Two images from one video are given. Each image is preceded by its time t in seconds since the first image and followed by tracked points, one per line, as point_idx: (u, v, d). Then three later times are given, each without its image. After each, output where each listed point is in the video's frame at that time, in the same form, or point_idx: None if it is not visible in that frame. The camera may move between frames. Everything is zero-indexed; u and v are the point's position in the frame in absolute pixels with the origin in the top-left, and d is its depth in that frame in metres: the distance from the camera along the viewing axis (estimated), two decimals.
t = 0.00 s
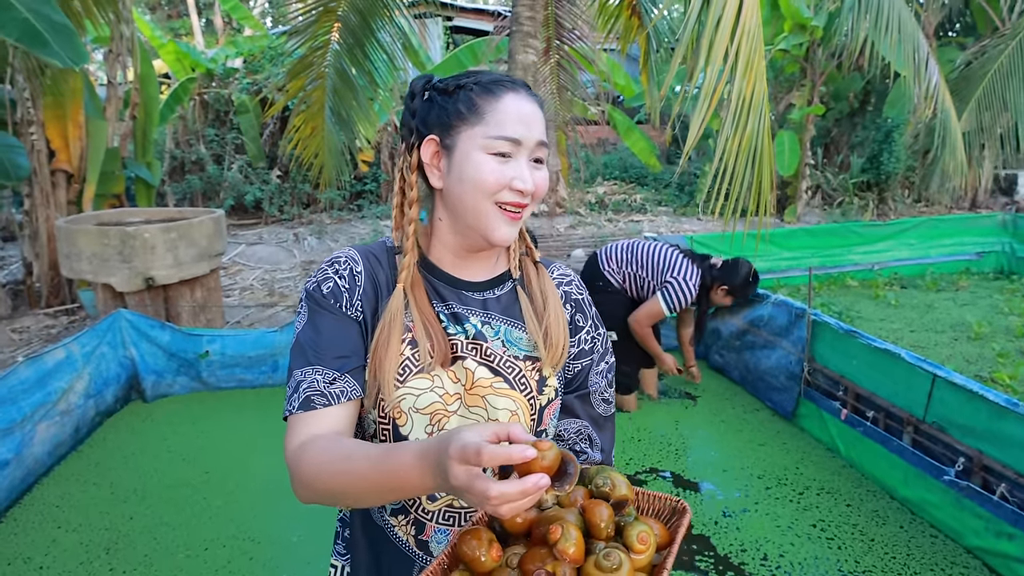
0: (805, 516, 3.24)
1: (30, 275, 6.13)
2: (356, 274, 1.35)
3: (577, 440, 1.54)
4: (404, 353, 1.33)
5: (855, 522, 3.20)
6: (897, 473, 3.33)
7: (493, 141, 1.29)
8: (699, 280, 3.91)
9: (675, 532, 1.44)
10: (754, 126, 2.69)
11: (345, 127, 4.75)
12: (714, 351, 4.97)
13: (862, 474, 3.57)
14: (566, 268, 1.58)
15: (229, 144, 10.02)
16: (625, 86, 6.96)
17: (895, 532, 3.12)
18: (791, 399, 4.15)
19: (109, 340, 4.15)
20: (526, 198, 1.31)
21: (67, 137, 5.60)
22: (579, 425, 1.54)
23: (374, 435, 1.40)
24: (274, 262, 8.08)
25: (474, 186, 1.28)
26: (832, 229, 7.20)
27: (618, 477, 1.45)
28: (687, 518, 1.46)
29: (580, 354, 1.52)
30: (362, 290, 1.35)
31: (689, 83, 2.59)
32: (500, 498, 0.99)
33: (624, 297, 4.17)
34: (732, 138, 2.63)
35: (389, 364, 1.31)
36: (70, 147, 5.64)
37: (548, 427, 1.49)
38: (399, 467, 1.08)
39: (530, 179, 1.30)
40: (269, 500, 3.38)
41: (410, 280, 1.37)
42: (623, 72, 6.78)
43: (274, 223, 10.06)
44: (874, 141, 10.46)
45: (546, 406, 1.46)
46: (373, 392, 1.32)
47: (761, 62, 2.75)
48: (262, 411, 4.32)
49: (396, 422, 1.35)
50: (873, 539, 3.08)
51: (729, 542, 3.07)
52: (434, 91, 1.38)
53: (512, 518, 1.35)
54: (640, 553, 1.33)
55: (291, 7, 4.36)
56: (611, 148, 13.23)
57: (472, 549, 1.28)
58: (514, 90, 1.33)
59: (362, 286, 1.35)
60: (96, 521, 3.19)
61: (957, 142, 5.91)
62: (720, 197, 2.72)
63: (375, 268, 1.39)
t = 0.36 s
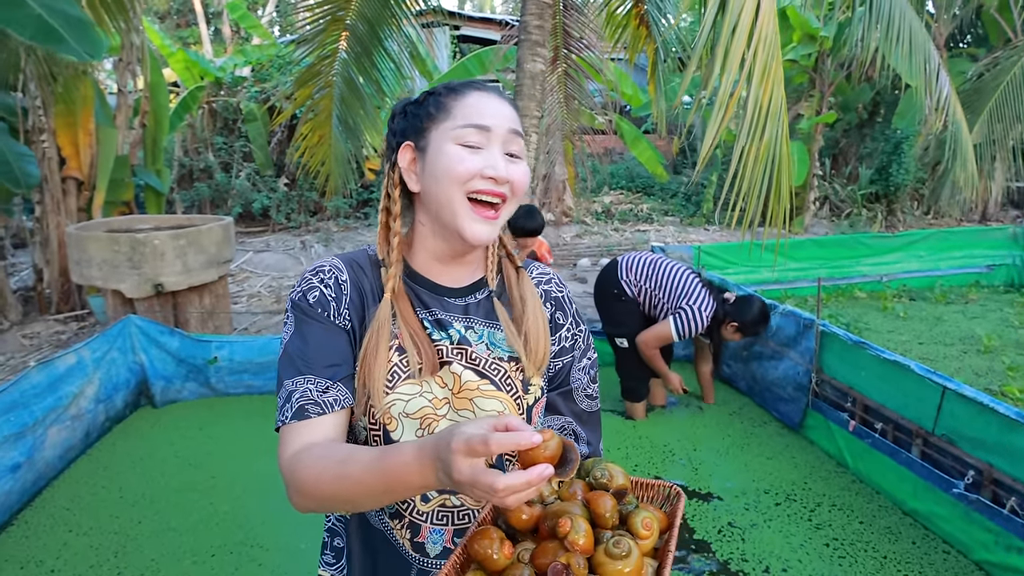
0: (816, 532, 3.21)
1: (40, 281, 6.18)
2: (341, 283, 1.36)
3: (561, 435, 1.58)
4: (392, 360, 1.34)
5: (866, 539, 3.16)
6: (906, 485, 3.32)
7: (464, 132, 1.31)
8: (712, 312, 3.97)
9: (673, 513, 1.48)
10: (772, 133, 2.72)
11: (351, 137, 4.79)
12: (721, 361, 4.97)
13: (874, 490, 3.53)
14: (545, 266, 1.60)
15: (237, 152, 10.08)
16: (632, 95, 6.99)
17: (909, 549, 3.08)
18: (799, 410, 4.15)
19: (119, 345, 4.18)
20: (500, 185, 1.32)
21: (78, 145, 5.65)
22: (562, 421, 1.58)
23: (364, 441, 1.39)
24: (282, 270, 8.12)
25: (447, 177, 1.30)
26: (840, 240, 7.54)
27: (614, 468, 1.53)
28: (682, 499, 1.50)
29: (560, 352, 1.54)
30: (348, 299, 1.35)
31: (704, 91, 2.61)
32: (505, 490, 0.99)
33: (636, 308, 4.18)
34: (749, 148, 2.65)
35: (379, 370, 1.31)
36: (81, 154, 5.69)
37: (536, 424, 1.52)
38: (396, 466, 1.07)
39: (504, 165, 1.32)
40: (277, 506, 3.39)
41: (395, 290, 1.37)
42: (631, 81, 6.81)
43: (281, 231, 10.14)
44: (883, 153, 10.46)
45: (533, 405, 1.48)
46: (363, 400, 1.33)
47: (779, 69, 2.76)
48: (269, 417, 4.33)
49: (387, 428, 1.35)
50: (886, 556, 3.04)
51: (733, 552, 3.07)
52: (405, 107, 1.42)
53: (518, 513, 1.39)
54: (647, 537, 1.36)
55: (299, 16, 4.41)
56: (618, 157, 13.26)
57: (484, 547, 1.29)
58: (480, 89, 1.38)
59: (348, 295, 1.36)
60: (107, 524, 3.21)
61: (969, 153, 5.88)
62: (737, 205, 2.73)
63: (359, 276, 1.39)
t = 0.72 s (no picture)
0: (825, 536, 3.18)
1: (51, 282, 6.23)
2: (335, 288, 1.36)
3: (558, 428, 1.57)
4: (388, 360, 1.35)
5: (878, 544, 3.12)
6: (916, 488, 3.30)
7: (424, 142, 1.32)
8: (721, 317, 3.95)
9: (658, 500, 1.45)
10: (793, 133, 2.73)
11: (359, 138, 4.78)
12: (729, 363, 4.97)
13: (887, 495, 3.49)
14: (538, 262, 1.55)
15: (246, 154, 10.13)
16: (640, 98, 7.00)
17: (922, 557, 3.03)
18: (808, 412, 4.15)
19: (130, 345, 4.21)
20: (460, 193, 1.32)
21: (89, 147, 5.69)
22: (559, 416, 1.56)
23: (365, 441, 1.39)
24: (290, 271, 8.16)
25: (409, 188, 1.32)
26: (852, 243, 7.53)
27: (603, 457, 1.48)
28: (668, 485, 1.47)
29: (554, 346, 1.50)
30: (343, 303, 1.36)
31: (726, 91, 2.64)
32: (476, 488, 1.01)
33: (645, 310, 4.18)
34: (771, 147, 2.67)
35: (374, 369, 1.33)
36: (91, 156, 5.74)
37: (532, 420, 1.51)
38: (385, 462, 1.08)
39: (463, 174, 1.31)
40: (285, 505, 3.41)
41: (385, 291, 1.39)
42: (639, 83, 6.82)
43: (289, 232, 10.17)
44: (892, 155, 10.41)
45: (529, 400, 1.48)
46: (361, 400, 1.34)
47: (799, 68, 2.78)
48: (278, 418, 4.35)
49: (386, 426, 1.35)
50: (898, 564, 2.99)
51: (740, 554, 3.06)
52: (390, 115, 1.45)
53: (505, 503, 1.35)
54: (630, 525, 1.34)
55: (306, 17, 4.41)
56: (625, 160, 13.25)
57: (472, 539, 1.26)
58: (449, 92, 1.37)
59: (343, 300, 1.36)
60: (119, 523, 3.23)
61: (979, 154, 5.84)
62: (758, 203, 2.73)
63: (354, 281, 1.39)
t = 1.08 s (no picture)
0: (837, 540, 3.15)
1: (56, 281, 6.24)
2: (350, 278, 1.38)
3: (567, 429, 1.58)
4: (400, 353, 1.35)
5: (891, 549, 3.09)
6: (923, 489, 3.30)
7: (425, 137, 1.33)
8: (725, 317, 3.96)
9: (653, 516, 1.43)
10: (808, 131, 2.72)
11: (362, 139, 4.80)
12: (734, 363, 4.96)
13: (896, 498, 3.47)
14: (552, 263, 1.55)
15: (250, 153, 10.15)
16: (643, 97, 6.99)
17: (934, 561, 2.99)
18: (813, 413, 4.14)
19: (135, 343, 4.22)
20: (464, 187, 1.32)
21: (94, 146, 5.70)
22: (568, 417, 1.56)
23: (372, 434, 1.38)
24: (294, 270, 8.17)
25: (414, 185, 1.33)
26: (855, 243, 7.64)
27: (603, 467, 1.48)
28: (665, 501, 1.45)
29: (567, 347, 1.50)
30: (356, 293, 1.37)
31: (739, 91, 2.63)
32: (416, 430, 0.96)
33: (650, 309, 4.19)
34: (785, 147, 2.66)
35: (385, 360, 1.32)
36: (96, 155, 5.75)
37: (539, 418, 1.51)
38: (369, 429, 1.07)
39: (466, 167, 1.31)
40: (291, 503, 3.42)
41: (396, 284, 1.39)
42: (642, 83, 6.82)
43: (293, 232, 10.19)
44: (897, 155, 10.37)
45: (537, 399, 1.47)
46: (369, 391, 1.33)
47: (815, 66, 2.78)
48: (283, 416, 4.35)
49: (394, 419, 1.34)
50: (912, 569, 2.96)
51: (747, 556, 3.04)
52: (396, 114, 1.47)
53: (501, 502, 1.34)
54: (621, 540, 1.32)
55: (310, 17, 4.41)
56: (629, 160, 13.25)
57: (464, 535, 1.26)
58: (449, 87, 1.38)
59: (356, 290, 1.38)
60: (125, 521, 3.24)
61: (986, 154, 5.81)
62: (773, 201, 2.74)
63: (368, 272, 1.40)
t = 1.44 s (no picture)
0: (845, 542, 3.13)
1: (59, 277, 6.25)
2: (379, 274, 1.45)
3: (595, 436, 1.58)
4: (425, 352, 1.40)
5: (898, 550, 3.07)
6: (927, 488, 3.30)
7: (456, 129, 1.38)
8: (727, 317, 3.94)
9: (686, 527, 1.38)
10: (813, 132, 2.71)
11: (365, 135, 4.82)
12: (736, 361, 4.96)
13: (904, 498, 3.44)
14: (582, 264, 1.60)
15: (252, 150, 10.14)
16: (646, 95, 6.99)
17: (941, 564, 2.97)
18: (817, 411, 4.14)
19: (139, 340, 4.23)
20: (491, 178, 1.35)
21: (97, 142, 5.71)
22: (596, 423, 1.57)
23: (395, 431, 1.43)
24: (296, 267, 8.17)
25: (443, 175, 1.37)
26: (859, 241, 7.63)
27: (632, 475, 1.42)
28: (698, 514, 1.40)
29: (596, 351, 1.54)
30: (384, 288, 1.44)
31: (743, 91, 2.62)
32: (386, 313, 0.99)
33: (653, 306, 4.20)
34: (790, 147, 2.65)
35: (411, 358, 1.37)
36: (99, 152, 5.76)
37: (567, 424, 1.52)
38: (365, 392, 1.12)
39: (493, 158, 1.35)
40: (294, 501, 3.42)
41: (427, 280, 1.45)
42: (645, 81, 6.80)
43: (295, 229, 10.19)
44: (901, 154, 10.33)
45: (564, 404, 1.49)
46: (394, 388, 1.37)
47: (821, 66, 2.77)
48: (286, 413, 4.36)
49: (417, 417, 1.40)
50: (920, 571, 2.94)
51: (749, 551, 3.06)
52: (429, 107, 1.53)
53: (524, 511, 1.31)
54: (651, 550, 1.27)
55: (313, 14, 4.41)
56: (631, 158, 13.25)
57: (486, 542, 1.24)
58: (480, 80, 1.43)
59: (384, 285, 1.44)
60: (129, 518, 3.25)
61: (991, 153, 5.77)
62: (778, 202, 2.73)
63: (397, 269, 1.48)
